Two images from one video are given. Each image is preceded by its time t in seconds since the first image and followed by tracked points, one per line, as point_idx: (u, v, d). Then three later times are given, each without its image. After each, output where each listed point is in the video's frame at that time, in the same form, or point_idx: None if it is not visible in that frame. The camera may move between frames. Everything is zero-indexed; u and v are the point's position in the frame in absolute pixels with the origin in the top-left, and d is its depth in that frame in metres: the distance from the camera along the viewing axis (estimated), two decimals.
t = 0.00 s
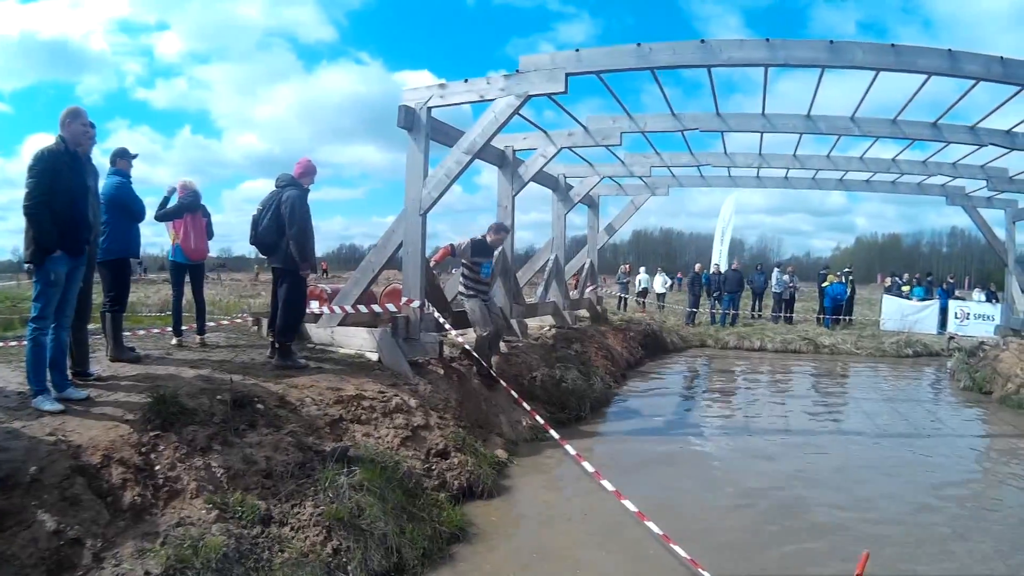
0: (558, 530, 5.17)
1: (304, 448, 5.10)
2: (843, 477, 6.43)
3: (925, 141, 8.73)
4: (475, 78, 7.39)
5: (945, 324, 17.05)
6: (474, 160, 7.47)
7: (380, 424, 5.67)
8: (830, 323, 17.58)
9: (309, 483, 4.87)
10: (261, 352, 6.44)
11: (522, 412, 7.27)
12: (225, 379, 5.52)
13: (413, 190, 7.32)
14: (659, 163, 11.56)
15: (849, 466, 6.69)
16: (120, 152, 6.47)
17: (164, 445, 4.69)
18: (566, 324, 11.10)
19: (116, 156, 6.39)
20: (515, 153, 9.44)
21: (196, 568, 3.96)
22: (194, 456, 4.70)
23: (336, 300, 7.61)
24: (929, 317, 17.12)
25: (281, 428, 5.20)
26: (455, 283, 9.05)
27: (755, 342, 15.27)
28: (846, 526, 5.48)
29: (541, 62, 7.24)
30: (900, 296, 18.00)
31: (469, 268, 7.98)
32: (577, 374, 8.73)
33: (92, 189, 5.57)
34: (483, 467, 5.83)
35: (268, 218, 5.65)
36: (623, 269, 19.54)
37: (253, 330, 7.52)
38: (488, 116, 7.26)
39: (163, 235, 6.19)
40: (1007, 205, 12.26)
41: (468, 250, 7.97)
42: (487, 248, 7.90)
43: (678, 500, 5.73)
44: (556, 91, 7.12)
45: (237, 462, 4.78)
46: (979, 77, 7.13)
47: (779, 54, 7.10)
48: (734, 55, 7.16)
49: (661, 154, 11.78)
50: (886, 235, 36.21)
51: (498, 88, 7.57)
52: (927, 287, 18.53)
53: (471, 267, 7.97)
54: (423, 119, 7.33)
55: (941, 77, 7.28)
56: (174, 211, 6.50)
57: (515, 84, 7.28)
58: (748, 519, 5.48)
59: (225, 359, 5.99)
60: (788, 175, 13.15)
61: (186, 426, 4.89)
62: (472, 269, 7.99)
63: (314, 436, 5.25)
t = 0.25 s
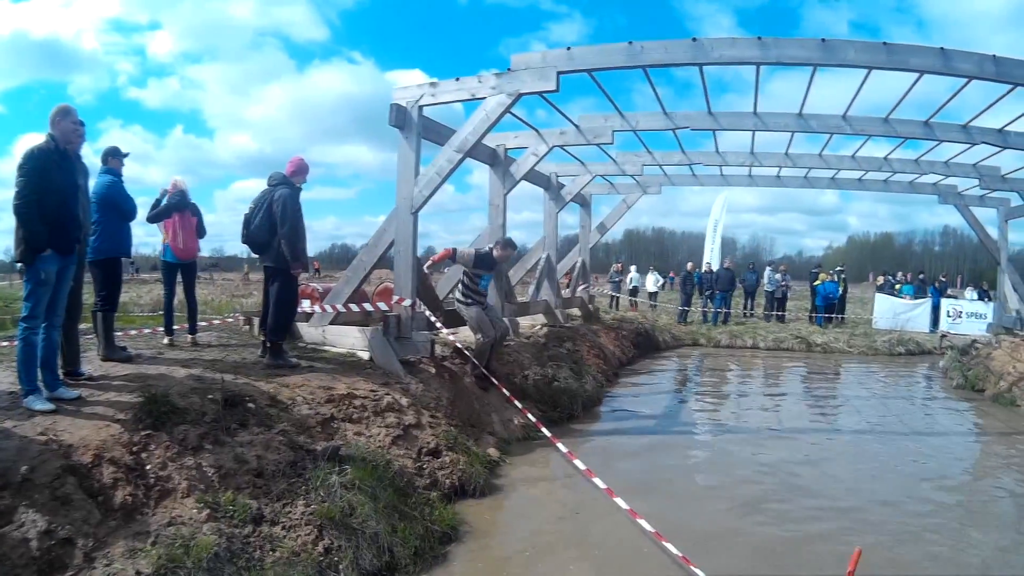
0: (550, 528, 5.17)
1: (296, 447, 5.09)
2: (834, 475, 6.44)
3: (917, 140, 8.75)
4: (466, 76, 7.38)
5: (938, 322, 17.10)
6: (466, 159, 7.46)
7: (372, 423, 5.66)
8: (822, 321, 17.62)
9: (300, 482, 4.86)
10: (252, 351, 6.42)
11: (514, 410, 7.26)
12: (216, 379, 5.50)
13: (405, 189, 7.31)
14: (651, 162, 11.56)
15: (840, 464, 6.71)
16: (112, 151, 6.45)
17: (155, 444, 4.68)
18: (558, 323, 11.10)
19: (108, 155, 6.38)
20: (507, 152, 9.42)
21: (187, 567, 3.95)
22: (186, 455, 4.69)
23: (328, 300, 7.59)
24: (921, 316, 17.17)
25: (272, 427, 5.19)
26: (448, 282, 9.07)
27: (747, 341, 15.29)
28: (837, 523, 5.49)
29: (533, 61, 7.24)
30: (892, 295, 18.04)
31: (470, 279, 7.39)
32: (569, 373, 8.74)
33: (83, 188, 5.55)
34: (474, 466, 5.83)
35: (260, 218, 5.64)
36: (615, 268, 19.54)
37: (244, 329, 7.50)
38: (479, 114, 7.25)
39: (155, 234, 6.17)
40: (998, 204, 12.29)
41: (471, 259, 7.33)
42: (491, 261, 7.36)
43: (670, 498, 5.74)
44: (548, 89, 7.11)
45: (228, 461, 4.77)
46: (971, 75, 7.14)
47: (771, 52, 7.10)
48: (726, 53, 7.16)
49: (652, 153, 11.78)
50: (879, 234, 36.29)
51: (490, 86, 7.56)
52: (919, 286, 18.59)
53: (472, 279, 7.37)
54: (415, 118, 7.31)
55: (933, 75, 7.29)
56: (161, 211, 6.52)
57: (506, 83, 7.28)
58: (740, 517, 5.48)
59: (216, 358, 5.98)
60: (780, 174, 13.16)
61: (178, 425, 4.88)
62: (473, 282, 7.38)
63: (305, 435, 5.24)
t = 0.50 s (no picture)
0: (543, 528, 5.17)
1: (285, 447, 5.08)
2: (823, 474, 6.45)
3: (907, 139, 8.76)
4: (456, 75, 7.37)
5: (929, 321, 17.17)
6: (455, 158, 7.45)
7: (361, 423, 5.66)
8: (812, 321, 17.66)
9: (290, 482, 4.85)
10: (242, 351, 6.41)
11: (505, 409, 7.26)
12: (205, 378, 5.49)
13: (394, 188, 7.29)
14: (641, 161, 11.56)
15: (829, 463, 6.72)
16: (102, 150, 6.44)
17: (145, 444, 4.67)
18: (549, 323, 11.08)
19: (98, 154, 6.36)
20: (497, 152, 9.41)
21: (177, 567, 3.94)
22: (175, 455, 4.69)
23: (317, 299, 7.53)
24: (912, 315, 17.22)
25: (262, 426, 5.18)
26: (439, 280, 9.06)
27: (738, 340, 15.30)
28: (827, 522, 5.50)
29: (522, 60, 7.22)
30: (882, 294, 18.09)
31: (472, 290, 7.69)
32: (559, 373, 8.75)
33: (72, 186, 5.52)
34: (464, 465, 5.82)
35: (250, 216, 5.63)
36: (606, 268, 19.54)
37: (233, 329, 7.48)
38: (469, 113, 7.24)
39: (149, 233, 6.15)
40: (988, 203, 12.34)
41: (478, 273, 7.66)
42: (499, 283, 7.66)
43: (660, 497, 5.74)
44: (537, 88, 7.11)
45: (217, 461, 4.76)
46: (961, 74, 7.16)
47: (762, 51, 7.11)
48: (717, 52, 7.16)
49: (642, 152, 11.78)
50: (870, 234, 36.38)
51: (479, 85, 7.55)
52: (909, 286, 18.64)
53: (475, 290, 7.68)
54: (404, 117, 7.30)
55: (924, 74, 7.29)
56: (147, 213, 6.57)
57: (495, 82, 7.26)
58: (729, 516, 5.49)
59: (206, 358, 5.96)
60: (770, 174, 13.18)
61: (167, 425, 4.87)
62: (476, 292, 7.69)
63: (295, 434, 5.23)
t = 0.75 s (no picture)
0: (535, 526, 5.17)
1: (277, 445, 5.07)
2: (814, 472, 6.46)
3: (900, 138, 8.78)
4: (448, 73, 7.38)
5: (921, 320, 17.25)
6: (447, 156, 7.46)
7: (353, 421, 5.65)
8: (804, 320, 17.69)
9: (281, 480, 4.84)
10: (233, 349, 6.39)
11: (496, 408, 7.25)
12: (197, 377, 5.48)
13: (386, 186, 7.31)
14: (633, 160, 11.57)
15: (819, 461, 6.73)
16: (96, 148, 6.42)
17: (137, 442, 4.65)
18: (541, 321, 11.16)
19: (93, 152, 6.35)
20: (489, 150, 9.43)
21: (169, 565, 3.92)
22: (167, 453, 4.67)
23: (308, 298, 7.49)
24: (904, 314, 17.25)
25: (253, 424, 5.17)
26: (430, 280, 8.97)
27: (730, 339, 15.32)
28: (819, 520, 5.51)
29: (516, 58, 7.22)
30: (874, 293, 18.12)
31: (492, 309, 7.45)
32: (552, 371, 8.77)
33: (63, 184, 5.50)
34: (456, 464, 5.82)
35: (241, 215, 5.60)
36: (597, 267, 19.52)
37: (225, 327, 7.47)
38: (461, 111, 7.26)
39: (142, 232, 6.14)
40: (981, 203, 12.37)
41: (497, 290, 7.40)
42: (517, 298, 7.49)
43: (651, 496, 5.74)
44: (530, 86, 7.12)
45: (209, 459, 4.75)
46: (954, 73, 7.17)
47: (754, 49, 7.13)
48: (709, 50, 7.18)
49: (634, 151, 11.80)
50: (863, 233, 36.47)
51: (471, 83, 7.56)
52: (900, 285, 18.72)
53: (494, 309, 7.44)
54: (397, 114, 7.32)
55: (917, 73, 7.30)
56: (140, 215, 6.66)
57: (488, 80, 7.27)
58: (721, 513, 5.50)
59: (198, 356, 5.95)
60: (762, 173, 13.22)
61: (159, 423, 4.85)
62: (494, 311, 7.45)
63: (286, 433, 5.22)
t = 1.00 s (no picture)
0: (513, 521, 5.17)
1: (253, 442, 5.05)
2: (787, 465, 6.50)
3: (879, 135, 8.83)
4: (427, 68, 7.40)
5: (899, 317, 17.32)
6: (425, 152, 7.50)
7: (329, 417, 5.64)
8: (783, 316, 17.79)
9: (258, 477, 4.82)
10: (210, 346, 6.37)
11: (473, 404, 7.21)
12: (175, 374, 5.46)
13: (363, 182, 7.35)
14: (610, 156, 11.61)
15: (792, 455, 6.77)
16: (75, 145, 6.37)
17: (113, 440, 4.62)
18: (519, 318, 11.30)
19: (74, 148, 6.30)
20: (466, 146, 9.47)
21: (145, 563, 3.88)
22: (144, 451, 4.64)
23: (285, 294, 7.47)
24: (883, 310, 17.36)
25: (230, 421, 5.15)
26: (408, 277, 8.95)
27: (708, 335, 15.38)
28: (793, 513, 5.55)
29: (493, 53, 7.26)
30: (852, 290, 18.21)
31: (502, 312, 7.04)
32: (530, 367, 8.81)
33: (41, 180, 5.46)
34: (433, 460, 5.83)
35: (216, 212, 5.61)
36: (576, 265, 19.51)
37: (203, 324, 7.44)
38: (439, 107, 7.31)
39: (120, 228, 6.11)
40: (959, 200, 12.46)
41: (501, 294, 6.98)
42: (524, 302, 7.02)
43: (629, 491, 5.76)
44: (508, 82, 7.17)
45: (185, 457, 4.72)
46: (933, 71, 7.22)
47: (732, 46, 7.17)
48: (688, 46, 7.22)
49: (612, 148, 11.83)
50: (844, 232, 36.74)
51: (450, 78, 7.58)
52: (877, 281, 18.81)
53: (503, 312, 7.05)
54: (374, 110, 7.35)
55: (897, 70, 7.35)
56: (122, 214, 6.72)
57: (466, 75, 7.29)
58: (698, 508, 5.52)
59: (175, 353, 5.95)
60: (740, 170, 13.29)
61: (136, 421, 4.82)
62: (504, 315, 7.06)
63: (263, 429, 5.19)
